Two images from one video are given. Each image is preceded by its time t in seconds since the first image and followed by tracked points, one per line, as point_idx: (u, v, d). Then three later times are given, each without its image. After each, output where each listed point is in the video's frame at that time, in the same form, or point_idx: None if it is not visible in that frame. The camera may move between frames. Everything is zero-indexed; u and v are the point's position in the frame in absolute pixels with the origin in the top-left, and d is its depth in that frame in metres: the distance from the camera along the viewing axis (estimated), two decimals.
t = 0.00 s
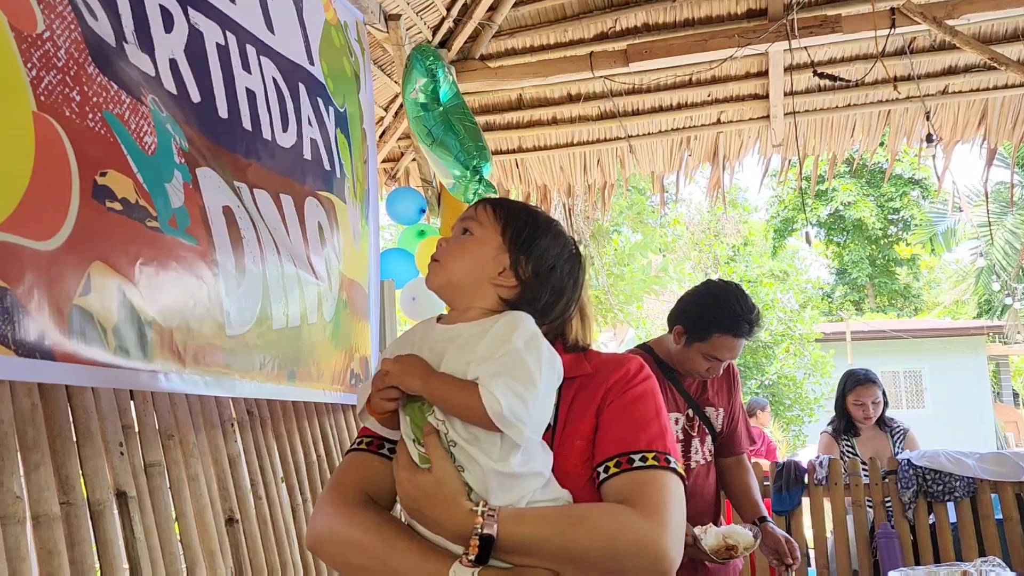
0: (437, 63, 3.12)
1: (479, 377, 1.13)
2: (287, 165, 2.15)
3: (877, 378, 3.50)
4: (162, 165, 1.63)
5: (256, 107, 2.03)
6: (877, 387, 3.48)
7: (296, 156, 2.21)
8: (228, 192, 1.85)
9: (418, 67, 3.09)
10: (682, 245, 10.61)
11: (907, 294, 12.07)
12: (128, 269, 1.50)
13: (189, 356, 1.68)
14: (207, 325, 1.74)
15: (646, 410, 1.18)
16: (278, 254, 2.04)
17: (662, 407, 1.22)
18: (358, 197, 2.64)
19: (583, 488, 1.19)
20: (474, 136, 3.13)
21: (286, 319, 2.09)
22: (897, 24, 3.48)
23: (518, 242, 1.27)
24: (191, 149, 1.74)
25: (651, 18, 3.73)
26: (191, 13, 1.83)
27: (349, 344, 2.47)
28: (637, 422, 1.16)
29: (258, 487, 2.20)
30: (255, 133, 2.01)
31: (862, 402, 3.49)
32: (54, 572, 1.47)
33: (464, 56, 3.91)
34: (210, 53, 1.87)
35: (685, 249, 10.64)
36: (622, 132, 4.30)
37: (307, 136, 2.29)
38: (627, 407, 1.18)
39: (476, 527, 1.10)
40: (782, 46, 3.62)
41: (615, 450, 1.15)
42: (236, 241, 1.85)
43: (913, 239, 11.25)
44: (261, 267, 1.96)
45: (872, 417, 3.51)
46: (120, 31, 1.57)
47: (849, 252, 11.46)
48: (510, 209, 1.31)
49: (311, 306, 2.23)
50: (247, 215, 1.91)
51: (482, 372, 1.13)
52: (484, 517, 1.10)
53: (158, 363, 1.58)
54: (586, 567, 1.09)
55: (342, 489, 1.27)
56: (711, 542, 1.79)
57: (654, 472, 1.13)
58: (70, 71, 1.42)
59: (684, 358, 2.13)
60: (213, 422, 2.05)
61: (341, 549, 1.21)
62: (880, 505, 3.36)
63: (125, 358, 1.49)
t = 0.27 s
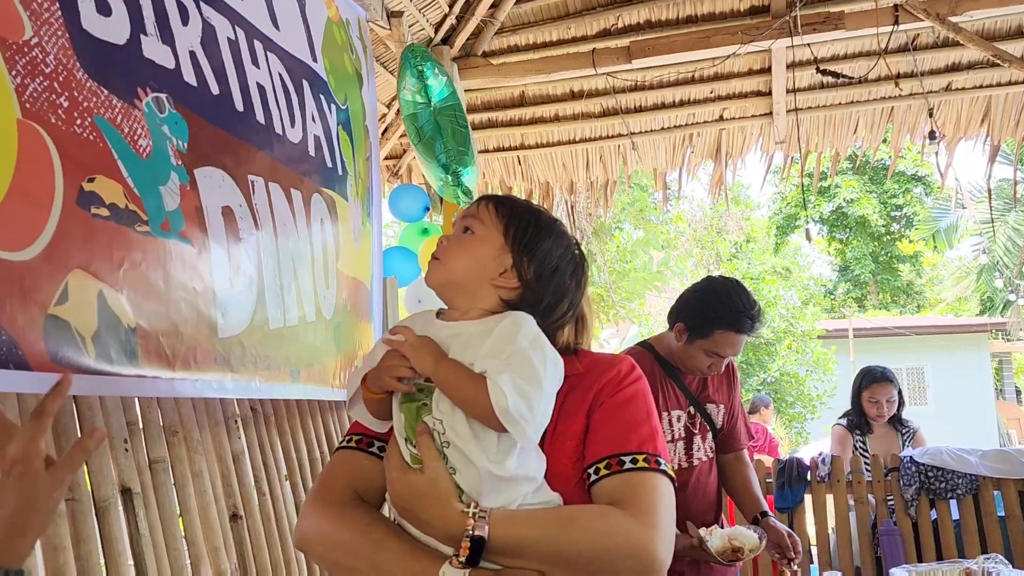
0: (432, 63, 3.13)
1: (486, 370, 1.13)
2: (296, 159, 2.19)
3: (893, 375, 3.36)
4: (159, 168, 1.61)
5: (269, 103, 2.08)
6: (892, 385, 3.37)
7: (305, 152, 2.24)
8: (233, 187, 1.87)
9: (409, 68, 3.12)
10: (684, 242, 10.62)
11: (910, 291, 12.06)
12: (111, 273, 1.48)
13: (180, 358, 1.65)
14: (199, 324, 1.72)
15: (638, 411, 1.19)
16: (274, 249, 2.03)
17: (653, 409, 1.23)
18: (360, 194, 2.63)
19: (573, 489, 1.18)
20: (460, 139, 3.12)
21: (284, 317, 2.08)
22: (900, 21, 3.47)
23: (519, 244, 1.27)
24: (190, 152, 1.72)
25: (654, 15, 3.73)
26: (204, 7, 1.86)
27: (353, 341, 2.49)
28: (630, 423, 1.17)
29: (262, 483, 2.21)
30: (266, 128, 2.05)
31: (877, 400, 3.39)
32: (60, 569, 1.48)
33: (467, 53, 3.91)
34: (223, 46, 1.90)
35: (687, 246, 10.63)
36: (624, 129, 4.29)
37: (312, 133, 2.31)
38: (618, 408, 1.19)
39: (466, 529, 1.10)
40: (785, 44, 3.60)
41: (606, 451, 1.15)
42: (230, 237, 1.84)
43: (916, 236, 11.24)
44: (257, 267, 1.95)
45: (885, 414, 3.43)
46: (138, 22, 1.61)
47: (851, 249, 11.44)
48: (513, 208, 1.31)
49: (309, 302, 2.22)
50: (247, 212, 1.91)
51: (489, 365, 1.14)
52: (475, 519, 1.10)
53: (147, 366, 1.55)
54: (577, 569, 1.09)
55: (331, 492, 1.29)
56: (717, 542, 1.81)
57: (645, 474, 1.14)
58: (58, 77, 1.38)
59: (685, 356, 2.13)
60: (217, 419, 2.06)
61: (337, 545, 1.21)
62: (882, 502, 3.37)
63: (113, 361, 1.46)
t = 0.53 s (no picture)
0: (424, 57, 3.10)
1: (512, 374, 1.10)
2: (293, 155, 2.16)
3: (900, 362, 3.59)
4: (150, 163, 1.59)
5: (265, 98, 2.06)
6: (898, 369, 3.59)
7: (303, 147, 2.22)
8: (231, 184, 1.85)
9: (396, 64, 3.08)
10: (686, 238, 10.63)
11: (911, 288, 12.06)
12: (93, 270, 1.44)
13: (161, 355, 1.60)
14: (185, 323, 1.67)
15: (634, 415, 1.16)
16: (271, 246, 2.01)
17: (647, 411, 1.20)
18: (361, 190, 2.62)
19: (566, 492, 1.15)
20: (451, 135, 3.13)
21: (280, 313, 2.05)
22: (903, 15, 3.47)
23: (531, 245, 1.24)
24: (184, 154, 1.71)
25: (656, 10, 3.73)
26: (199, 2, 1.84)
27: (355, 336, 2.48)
28: (626, 427, 1.15)
29: (264, 477, 2.20)
30: (262, 124, 2.02)
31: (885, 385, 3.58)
32: (63, 560, 1.48)
33: (470, 48, 3.91)
34: (218, 41, 1.88)
35: (689, 243, 10.63)
36: (627, 125, 4.29)
37: (312, 129, 2.28)
38: (614, 411, 1.16)
39: (461, 531, 1.06)
40: (787, 38, 3.60)
41: (601, 455, 1.13)
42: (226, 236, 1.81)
43: (918, 233, 11.23)
44: (249, 264, 1.90)
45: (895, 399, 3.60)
46: (133, 16, 1.60)
47: (853, 246, 11.44)
48: (521, 204, 1.27)
49: (308, 297, 2.20)
50: (242, 209, 1.88)
51: (515, 369, 1.11)
52: (470, 522, 1.07)
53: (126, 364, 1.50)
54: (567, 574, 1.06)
55: (317, 485, 1.27)
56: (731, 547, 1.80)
57: (639, 480, 1.11)
58: (51, 70, 1.37)
59: (687, 352, 2.12)
60: (219, 412, 2.05)
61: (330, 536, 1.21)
62: (885, 497, 3.36)
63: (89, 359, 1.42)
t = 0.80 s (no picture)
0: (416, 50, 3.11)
1: (512, 357, 1.06)
2: (287, 154, 2.12)
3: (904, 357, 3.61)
4: (89, 174, 1.43)
5: (259, 96, 2.00)
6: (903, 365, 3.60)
7: (298, 145, 2.18)
8: (194, 187, 1.71)
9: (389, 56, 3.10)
10: (688, 235, 10.65)
11: (914, 285, 12.05)
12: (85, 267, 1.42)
13: (151, 356, 1.57)
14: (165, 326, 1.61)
15: (659, 413, 1.10)
16: (239, 242, 1.86)
17: (675, 410, 1.14)
18: (361, 187, 2.60)
19: (589, 491, 1.09)
20: (448, 127, 3.13)
21: (243, 315, 1.87)
22: (906, 11, 3.46)
23: (513, 223, 1.15)
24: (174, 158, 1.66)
25: (658, 6, 3.72)
26: None
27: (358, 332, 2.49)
28: (652, 425, 1.08)
29: (266, 473, 2.20)
30: (255, 122, 1.98)
31: (889, 379, 3.59)
32: (66, 556, 1.48)
33: (472, 44, 3.91)
34: (212, 40, 1.82)
35: (691, 240, 10.63)
36: (628, 121, 4.29)
37: (308, 126, 2.26)
38: (639, 408, 1.09)
39: (483, 527, 1.02)
40: (790, 33, 3.60)
41: (626, 454, 1.06)
42: (175, 237, 1.64)
43: (921, 229, 11.22)
44: (228, 261, 1.80)
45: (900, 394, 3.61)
46: (113, 17, 1.51)
47: (856, 242, 11.42)
48: (496, 186, 1.19)
49: (283, 298, 2.05)
50: (205, 212, 1.73)
51: (515, 352, 1.07)
52: (492, 518, 1.02)
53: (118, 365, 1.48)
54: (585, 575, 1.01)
55: (336, 475, 1.23)
56: (746, 538, 1.77)
57: (665, 480, 1.05)
58: None
59: (685, 350, 2.12)
60: (221, 408, 2.06)
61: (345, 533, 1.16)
62: (886, 493, 3.36)
63: (79, 360, 1.39)
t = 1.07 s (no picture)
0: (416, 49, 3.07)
1: (517, 351, 1.04)
2: (262, 162, 1.99)
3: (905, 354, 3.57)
4: (36, 187, 1.34)
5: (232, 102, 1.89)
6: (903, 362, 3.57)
7: (274, 151, 2.05)
8: (151, 196, 1.59)
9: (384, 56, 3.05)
10: (690, 231, 10.65)
11: (916, 281, 12.05)
12: (78, 270, 1.41)
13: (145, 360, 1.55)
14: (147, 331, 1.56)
15: (699, 402, 1.09)
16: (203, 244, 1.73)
17: (721, 402, 1.12)
18: (351, 185, 2.50)
19: (627, 484, 1.09)
20: (447, 128, 3.16)
21: (211, 321, 1.73)
22: (909, 7, 3.45)
23: (484, 210, 1.12)
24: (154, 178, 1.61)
25: (660, 2, 3.71)
26: (159, 7, 1.68)
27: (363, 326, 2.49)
28: (690, 416, 1.07)
29: (269, 468, 2.21)
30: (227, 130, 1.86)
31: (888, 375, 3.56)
32: (69, 552, 1.49)
33: (473, 40, 3.89)
34: (177, 48, 1.72)
35: (693, 236, 10.63)
36: (631, 117, 4.29)
37: (285, 128, 2.13)
38: (678, 398, 1.09)
39: (509, 522, 1.02)
40: (793, 30, 3.58)
41: (663, 444, 1.06)
42: (133, 250, 1.54)
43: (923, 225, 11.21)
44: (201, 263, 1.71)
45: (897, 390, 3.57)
46: (55, 29, 1.40)
47: (858, 239, 11.41)
48: (472, 182, 1.16)
49: (254, 303, 1.89)
50: (164, 220, 1.62)
51: (521, 344, 1.05)
52: (518, 512, 1.02)
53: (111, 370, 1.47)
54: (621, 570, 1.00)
55: (378, 474, 1.23)
56: (754, 535, 1.77)
57: (704, 470, 1.03)
58: None
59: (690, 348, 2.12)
60: (225, 405, 2.06)
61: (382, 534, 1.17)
62: (888, 489, 3.36)
63: (72, 364, 1.39)
